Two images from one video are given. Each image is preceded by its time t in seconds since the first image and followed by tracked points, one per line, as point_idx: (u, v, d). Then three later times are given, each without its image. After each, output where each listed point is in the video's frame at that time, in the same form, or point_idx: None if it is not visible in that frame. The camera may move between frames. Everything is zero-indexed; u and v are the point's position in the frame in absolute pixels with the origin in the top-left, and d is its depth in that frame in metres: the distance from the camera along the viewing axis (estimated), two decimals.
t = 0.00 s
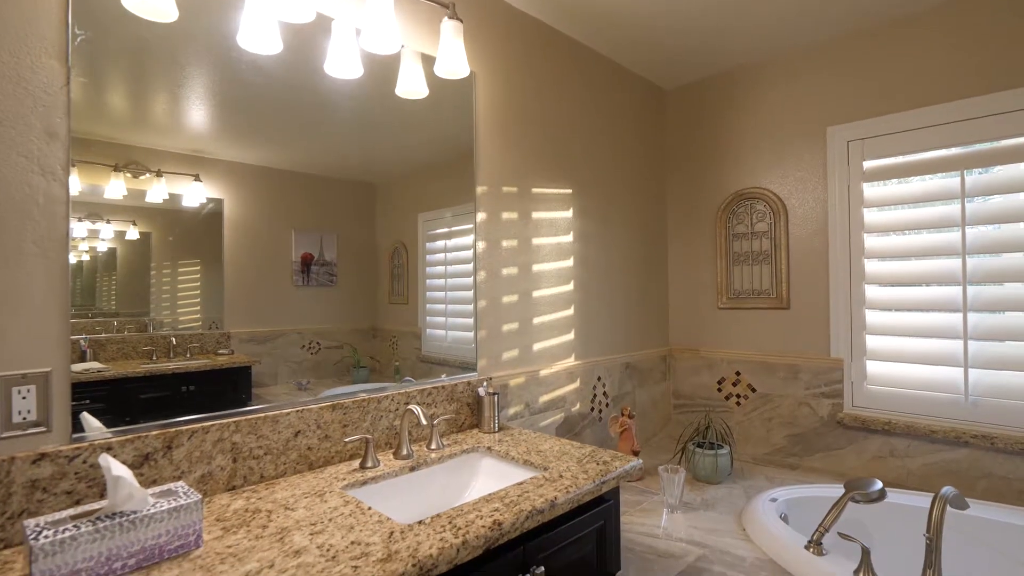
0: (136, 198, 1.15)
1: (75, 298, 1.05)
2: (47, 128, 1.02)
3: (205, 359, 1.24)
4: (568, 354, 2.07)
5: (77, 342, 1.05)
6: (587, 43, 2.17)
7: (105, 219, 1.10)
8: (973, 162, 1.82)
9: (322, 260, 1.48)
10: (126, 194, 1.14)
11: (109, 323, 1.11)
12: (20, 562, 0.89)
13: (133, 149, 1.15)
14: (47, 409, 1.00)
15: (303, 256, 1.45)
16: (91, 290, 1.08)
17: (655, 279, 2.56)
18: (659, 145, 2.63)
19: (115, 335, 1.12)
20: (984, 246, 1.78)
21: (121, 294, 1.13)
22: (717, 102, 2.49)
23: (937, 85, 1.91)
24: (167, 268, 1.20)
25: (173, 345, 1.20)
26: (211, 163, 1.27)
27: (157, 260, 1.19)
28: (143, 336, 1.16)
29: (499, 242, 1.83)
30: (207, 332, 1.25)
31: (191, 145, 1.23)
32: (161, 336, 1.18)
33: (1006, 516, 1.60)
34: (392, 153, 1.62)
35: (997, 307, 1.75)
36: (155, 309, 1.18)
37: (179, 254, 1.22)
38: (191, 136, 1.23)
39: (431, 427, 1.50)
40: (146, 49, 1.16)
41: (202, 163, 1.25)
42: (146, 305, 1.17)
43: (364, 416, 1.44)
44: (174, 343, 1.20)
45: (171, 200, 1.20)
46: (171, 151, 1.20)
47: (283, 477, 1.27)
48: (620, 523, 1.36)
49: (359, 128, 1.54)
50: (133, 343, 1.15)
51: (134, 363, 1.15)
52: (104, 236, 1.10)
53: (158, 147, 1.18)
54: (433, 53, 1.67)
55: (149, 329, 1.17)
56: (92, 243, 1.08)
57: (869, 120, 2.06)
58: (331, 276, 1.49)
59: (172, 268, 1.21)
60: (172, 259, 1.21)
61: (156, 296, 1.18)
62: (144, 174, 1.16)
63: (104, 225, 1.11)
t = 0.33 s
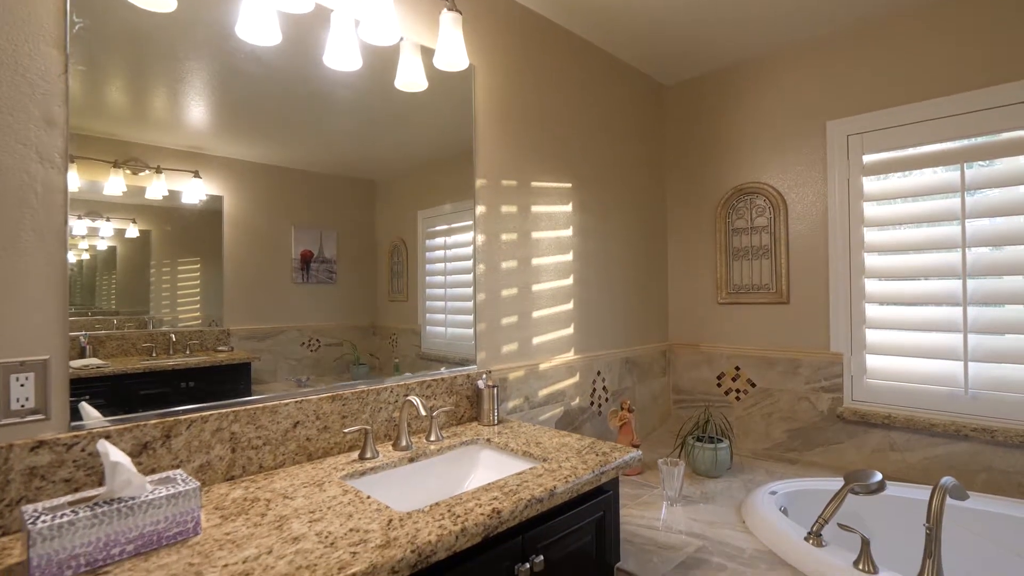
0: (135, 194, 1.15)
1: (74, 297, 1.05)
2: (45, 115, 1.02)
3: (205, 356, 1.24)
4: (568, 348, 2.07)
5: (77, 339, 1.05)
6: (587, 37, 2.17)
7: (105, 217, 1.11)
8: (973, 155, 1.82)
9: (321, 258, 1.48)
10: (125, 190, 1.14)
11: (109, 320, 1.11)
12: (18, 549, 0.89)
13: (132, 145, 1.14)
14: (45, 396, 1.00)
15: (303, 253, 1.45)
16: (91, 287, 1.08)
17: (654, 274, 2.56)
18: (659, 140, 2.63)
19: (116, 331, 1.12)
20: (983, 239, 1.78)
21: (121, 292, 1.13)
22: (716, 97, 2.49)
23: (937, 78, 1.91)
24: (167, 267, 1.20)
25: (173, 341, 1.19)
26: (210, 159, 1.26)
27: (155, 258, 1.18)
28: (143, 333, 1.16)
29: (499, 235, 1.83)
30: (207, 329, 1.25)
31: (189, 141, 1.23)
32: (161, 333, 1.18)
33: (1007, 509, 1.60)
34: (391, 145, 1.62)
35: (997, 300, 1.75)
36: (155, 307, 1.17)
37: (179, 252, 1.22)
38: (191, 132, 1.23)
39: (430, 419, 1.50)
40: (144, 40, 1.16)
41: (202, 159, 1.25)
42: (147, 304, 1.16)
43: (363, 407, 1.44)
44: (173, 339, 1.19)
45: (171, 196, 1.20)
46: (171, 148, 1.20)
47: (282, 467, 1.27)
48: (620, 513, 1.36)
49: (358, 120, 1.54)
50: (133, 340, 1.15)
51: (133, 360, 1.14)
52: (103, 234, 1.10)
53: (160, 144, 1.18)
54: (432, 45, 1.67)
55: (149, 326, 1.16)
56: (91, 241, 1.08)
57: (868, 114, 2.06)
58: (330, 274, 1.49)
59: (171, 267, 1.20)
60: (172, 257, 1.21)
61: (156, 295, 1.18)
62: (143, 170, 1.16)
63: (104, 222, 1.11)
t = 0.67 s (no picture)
0: (134, 192, 1.14)
1: (73, 296, 1.05)
2: (43, 103, 1.02)
3: (205, 352, 1.23)
4: (568, 341, 2.07)
5: (77, 334, 1.05)
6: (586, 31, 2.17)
7: (104, 215, 1.10)
8: (973, 148, 1.82)
9: (320, 255, 1.47)
10: (125, 187, 1.13)
11: (109, 318, 1.10)
12: (17, 534, 0.89)
13: (131, 141, 1.14)
14: (43, 384, 0.99)
15: (303, 250, 1.44)
16: (91, 285, 1.07)
17: (654, 269, 2.56)
18: (659, 136, 2.62)
19: (115, 328, 1.11)
20: (984, 232, 1.78)
21: (121, 290, 1.12)
22: (716, 91, 2.49)
23: (937, 71, 1.91)
24: (167, 264, 1.19)
25: (173, 338, 1.18)
26: (210, 155, 1.26)
27: (155, 255, 1.17)
28: (143, 330, 1.15)
29: (498, 229, 1.83)
30: (208, 327, 1.24)
31: (189, 137, 1.22)
32: (161, 330, 1.17)
33: (1007, 501, 1.60)
34: (391, 138, 1.62)
35: (998, 292, 1.75)
36: (155, 305, 1.16)
37: (180, 249, 1.21)
38: (192, 129, 1.23)
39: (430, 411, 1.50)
40: (144, 31, 1.16)
41: (202, 156, 1.24)
42: (146, 302, 1.15)
43: (362, 399, 1.43)
44: (173, 336, 1.18)
45: (170, 191, 1.19)
46: (170, 145, 1.19)
47: (281, 457, 1.27)
48: (619, 504, 1.36)
49: (357, 112, 1.54)
50: (133, 336, 1.14)
51: (133, 357, 1.13)
52: (103, 231, 1.10)
53: (161, 141, 1.18)
54: (432, 38, 1.67)
55: (149, 323, 1.16)
56: (91, 239, 1.08)
57: (868, 107, 2.05)
58: (329, 270, 1.48)
59: (171, 264, 1.19)
60: (172, 255, 1.20)
61: (156, 294, 1.17)
62: (143, 167, 1.15)
63: (103, 221, 1.10)
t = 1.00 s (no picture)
0: (133, 188, 1.14)
1: (72, 297, 1.04)
2: (41, 90, 1.01)
3: (205, 349, 1.22)
4: (568, 335, 2.07)
5: (76, 331, 1.05)
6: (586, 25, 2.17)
7: (103, 212, 1.10)
8: (973, 141, 1.82)
9: (320, 252, 1.47)
10: (124, 183, 1.13)
11: (109, 316, 1.10)
12: (15, 521, 0.88)
13: (131, 138, 1.14)
14: (42, 371, 0.99)
15: (303, 247, 1.44)
16: (90, 285, 1.07)
17: (654, 264, 2.56)
18: (659, 131, 2.62)
19: (114, 324, 1.11)
20: (984, 225, 1.78)
21: (121, 289, 1.12)
22: (716, 86, 2.49)
23: (937, 64, 1.90)
24: (167, 262, 1.19)
25: (172, 335, 1.19)
26: (210, 152, 1.26)
27: (155, 253, 1.17)
28: (141, 325, 1.15)
29: (498, 222, 1.83)
30: (207, 325, 1.24)
31: (188, 134, 1.22)
32: (161, 326, 1.17)
33: (1007, 493, 1.60)
34: (390, 130, 1.61)
35: (998, 285, 1.75)
36: (154, 304, 1.16)
37: (181, 247, 1.21)
38: (191, 125, 1.23)
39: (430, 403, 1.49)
40: (144, 21, 1.15)
41: (203, 153, 1.25)
42: (145, 301, 1.15)
43: (362, 390, 1.43)
44: (173, 332, 1.19)
45: (170, 188, 1.19)
46: (171, 142, 1.19)
47: (281, 448, 1.26)
48: (619, 494, 1.36)
49: (356, 104, 1.54)
50: (132, 333, 1.14)
51: (133, 352, 1.13)
52: (102, 229, 1.10)
53: (161, 137, 1.18)
54: (431, 29, 1.67)
55: (148, 320, 1.16)
56: (91, 237, 1.08)
57: (868, 101, 2.05)
58: (329, 267, 1.48)
59: (171, 263, 1.19)
60: (172, 252, 1.20)
61: (156, 293, 1.17)
62: (143, 163, 1.15)
63: (103, 218, 1.10)
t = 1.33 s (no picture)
0: (132, 184, 1.14)
1: (72, 296, 1.04)
2: (40, 76, 1.01)
3: (205, 346, 1.22)
4: (568, 329, 2.07)
5: (75, 327, 1.05)
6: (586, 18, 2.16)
7: (103, 210, 1.10)
8: (973, 134, 1.82)
9: (320, 249, 1.46)
10: (123, 179, 1.13)
11: (109, 315, 1.10)
12: (13, 508, 0.88)
13: (131, 134, 1.13)
14: (40, 359, 0.99)
15: (303, 244, 1.43)
16: (90, 284, 1.07)
17: (654, 259, 2.55)
18: (659, 126, 2.62)
19: (114, 320, 1.11)
20: (984, 218, 1.77)
21: (121, 287, 1.12)
22: (717, 80, 2.48)
23: (937, 57, 1.90)
24: (167, 260, 1.19)
25: (172, 331, 1.18)
26: (209, 149, 1.25)
27: (155, 251, 1.17)
28: (140, 322, 1.15)
29: (497, 215, 1.83)
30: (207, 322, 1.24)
31: (188, 130, 1.22)
32: (160, 323, 1.17)
33: (1007, 485, 1.60)
34: (389, 122, 1.61)
35: (999, 278, 1.74)
36: (154, 302, 1.16)
37: (180, 246, 1.21)
38: (191, 122, 1.22)
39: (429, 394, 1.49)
40: (142, 12, 1.15)
41: (202, 149, 1.24)
42: (145, 299, 1.15)
43: (361, 381, 1.43)
44: (173, 329, 1.18)
45: (169, 184, 1.19)
46: (170, 138, 1.19)
47: (280, 438, 1.26)
48: (619, 485, 1.35)
49: (356, 96, 1.53)
50: (131, 329, 1.14)
51: (132, 349, 1.13)
52: (102, 226, 1.10)
53: (160, 133, 1.17)
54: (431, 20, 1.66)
55: (148, 317, 1.16)
56: (90, 235, 1.08)
57: (868, 95, 2.05)
58: (329, 265, 1.47)
59: (171, 261, 1.19)
60: (172, 251, 1.19)
61: (156, 291, 1.16)
62: (143, 159, 1.15)
63: (103, 216, 1.10)
